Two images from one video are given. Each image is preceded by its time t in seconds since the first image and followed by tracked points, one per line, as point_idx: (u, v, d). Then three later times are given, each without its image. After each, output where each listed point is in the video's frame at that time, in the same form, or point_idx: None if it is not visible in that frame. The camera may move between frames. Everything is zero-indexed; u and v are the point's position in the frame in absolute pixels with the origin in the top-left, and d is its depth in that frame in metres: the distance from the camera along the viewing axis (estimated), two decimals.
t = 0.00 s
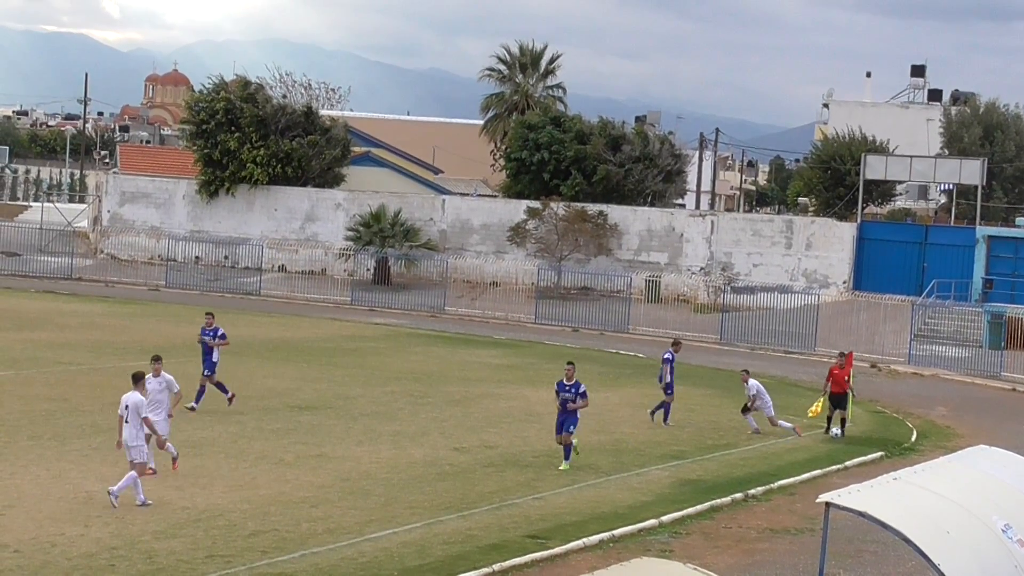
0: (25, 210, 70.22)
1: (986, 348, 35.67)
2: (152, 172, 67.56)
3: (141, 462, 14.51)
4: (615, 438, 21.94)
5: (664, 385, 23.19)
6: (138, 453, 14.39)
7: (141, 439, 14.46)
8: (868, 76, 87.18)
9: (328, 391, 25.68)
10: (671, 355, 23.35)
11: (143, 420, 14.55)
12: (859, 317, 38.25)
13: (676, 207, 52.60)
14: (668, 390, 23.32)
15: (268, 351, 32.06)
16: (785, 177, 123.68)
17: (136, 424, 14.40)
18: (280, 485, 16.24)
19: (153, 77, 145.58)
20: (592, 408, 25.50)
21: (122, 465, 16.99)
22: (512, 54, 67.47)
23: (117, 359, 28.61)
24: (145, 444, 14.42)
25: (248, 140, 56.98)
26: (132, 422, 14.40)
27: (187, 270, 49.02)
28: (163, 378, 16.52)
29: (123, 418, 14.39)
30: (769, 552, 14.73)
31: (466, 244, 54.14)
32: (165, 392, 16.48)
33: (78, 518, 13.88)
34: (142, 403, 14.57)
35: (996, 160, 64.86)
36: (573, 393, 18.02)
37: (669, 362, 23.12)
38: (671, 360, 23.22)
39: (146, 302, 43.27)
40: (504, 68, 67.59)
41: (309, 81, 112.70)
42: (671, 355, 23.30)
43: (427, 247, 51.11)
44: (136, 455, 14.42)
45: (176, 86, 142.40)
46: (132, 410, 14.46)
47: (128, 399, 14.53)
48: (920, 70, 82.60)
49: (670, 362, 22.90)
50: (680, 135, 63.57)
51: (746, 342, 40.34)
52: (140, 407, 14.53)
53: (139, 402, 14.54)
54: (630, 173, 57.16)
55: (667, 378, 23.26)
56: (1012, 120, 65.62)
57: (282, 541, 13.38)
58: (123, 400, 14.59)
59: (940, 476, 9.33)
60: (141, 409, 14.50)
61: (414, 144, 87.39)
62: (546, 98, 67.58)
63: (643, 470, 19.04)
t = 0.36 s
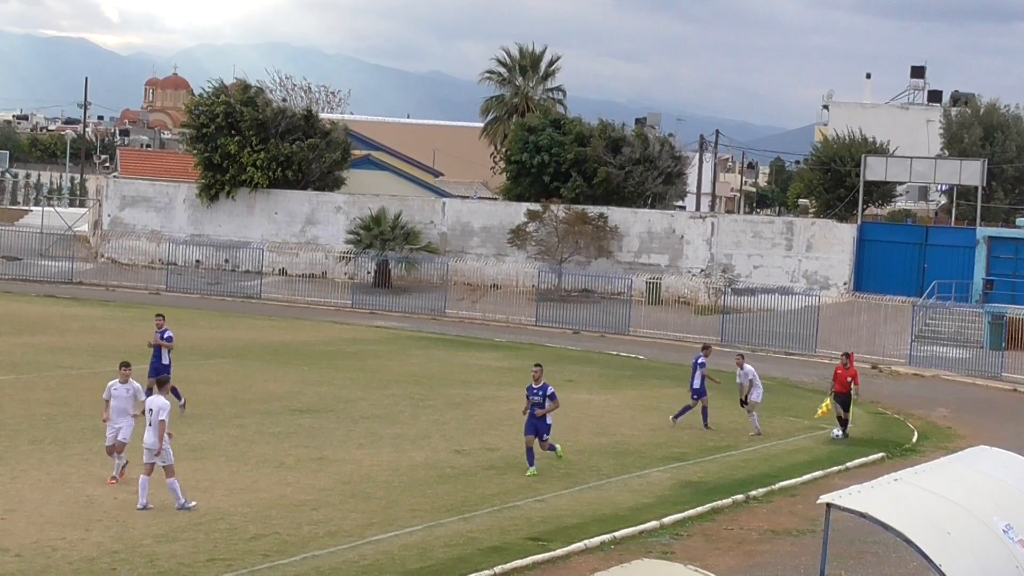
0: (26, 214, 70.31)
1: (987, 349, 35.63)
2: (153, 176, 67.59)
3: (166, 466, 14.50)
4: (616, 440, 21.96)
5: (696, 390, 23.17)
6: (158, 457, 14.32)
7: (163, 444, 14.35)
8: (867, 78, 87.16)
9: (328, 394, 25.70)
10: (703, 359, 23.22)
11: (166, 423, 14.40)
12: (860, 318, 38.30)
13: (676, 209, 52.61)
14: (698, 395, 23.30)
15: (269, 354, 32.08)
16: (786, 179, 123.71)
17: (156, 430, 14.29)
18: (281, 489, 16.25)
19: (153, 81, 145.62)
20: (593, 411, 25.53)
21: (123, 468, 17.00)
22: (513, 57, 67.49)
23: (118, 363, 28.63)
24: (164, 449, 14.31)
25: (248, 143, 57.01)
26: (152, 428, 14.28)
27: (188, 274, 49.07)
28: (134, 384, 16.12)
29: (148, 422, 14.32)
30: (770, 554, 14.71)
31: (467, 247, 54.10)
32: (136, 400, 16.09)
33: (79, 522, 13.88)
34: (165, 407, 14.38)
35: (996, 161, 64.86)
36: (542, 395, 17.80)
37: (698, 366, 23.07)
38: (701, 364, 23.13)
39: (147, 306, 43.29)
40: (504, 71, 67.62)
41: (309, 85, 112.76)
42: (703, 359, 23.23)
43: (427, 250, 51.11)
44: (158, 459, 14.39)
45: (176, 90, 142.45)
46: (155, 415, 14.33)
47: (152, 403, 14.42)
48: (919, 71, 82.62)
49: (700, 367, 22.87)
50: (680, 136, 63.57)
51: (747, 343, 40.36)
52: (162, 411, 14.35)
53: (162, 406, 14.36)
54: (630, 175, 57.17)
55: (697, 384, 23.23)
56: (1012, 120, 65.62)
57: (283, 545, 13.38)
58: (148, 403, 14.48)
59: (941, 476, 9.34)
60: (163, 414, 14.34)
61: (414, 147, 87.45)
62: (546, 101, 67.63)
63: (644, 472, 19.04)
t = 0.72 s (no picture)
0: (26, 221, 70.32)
1: (987, 351, 35.67)
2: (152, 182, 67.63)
3: (184, 473, 14.55)
4: (617, 444, 21.97)
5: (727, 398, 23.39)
6: (187, 463, 14.43)
7: (190, 450, 14.50)
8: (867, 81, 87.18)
9: (329, 399, 25.69)
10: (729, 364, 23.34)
11: (193, 430, 14.58)
12: (859, 321, 38.09)
13: (676, 213, 52.63)
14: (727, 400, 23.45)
15: (270, 360, 32.07)
16: (785, 182, 123.70)
17: (183, 435, 14.42)
18: (281, 494, 16.24)
19: (152, 87, 145.68)
20: (594, 415, 25.56)
21: (124, 475, 16.98)
22: (511, 61, 67.52)
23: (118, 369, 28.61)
24: (193, 455, 14.46)
25: (247, 150, 57.04)
26: (181, 433, 14.41)
27: (188, 280, 48.98)
28: (102, 391, 15.83)
29: (172, 428, 14.42)
30: (771, 557, 14.71)
31: (467, 252, 54.12)
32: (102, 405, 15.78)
33: (80, 529, 13.87)
34: (191, 413, 14.54)
35: (996, 163, 64.87)
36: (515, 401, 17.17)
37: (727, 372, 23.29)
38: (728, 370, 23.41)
39: (147, 313, 43.27)
40: (503, 76, 67.64)
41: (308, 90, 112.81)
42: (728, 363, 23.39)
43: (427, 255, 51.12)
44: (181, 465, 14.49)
45: (175, 96, 142.49)
46: (183, 421, 14.46)
47: (178, 408, 14.56)
48: (918, 74, 82.67)
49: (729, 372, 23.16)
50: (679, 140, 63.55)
51: (748, 347, 40.38)
52: (191, 418, 14.51)
53: (190, 413, 14.51)
54: (630, 179, 57.21)
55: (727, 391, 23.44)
56: (1011, 123, 65.65)
57: (285, 551, 13.37)
58: (172, 408, 14.63)
59: (942, 478, 9.34)
60: (192, 420, 14.51)
61: (414, 152, 87.51)
62: (544, 105, 67.68)
63: (645, 476, 19.03)
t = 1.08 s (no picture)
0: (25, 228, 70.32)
1: (987, 354, 35.67)
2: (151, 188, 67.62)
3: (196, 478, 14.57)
4: (616, 448, 21.97)
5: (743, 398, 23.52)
6: (202, 468, 14.44)
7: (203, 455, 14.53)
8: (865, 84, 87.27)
9: (328, 405, 25.68)
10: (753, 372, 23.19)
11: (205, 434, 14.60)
12: (859, 324, 38.09)
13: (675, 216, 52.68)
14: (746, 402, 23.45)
15: (269, 365, 32.05)
16: (783, 186, 123.74)
17: (198, 440, 14.45)
18: (281, 500, 16.24)
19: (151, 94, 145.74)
20: (594, 419, 25.58)
21: (122, 481, 16.97)
22: (509, 66, 67.55)
23: (116, 376, 28.57)
24: (207, 460, 14.47)
25: (245, 155, 56.98)
26: (195, 437, 14.43)
27: (185, 286, 49.02)
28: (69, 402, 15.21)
29: (185, 433, 14.42)
30: (772, 561, 14.71)
31: (466, 256, 54.16)
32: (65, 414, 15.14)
33: (79, 535, 13.86)
34: (205, 418, 14.57)
35: (994, 166, 64.88)
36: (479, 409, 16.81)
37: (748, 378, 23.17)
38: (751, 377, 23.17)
39: (146, 319, 43.20)
40: (501, 80, 67.68)
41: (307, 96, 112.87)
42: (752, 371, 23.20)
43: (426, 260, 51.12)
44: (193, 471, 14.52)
45: (174, 103, 142.62)
46: (196, 426, 14.47)
47: (190, 414, 14.55)
48: (915, 77, 82.68)
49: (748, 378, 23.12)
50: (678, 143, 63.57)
51: (747, 351, 40.33)
52: (204, 422, 14.53)
53: (202, 418, 14.53)
54: (629, 183, 57.22)
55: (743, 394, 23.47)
56: (1010, 125, 65.65)
57: (284, 556, 13.36)
58: (183, 413, 14.63)
59: (942, 480, 9.35)
60: (205, 425, 14.53)
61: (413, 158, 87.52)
62: (543, 110, 67.69)
63: (645, 480, 19.02)
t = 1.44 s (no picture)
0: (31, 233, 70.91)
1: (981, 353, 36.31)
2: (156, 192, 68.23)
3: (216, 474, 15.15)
4: (615, 448, 22.50)
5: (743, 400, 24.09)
6: (217, 465, 15.05)
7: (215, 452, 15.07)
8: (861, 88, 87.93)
9: (332, 406, 26.22)
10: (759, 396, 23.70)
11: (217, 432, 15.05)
12: (855, 324, 39.09)
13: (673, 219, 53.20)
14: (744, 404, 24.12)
15: (274, 367, 32.60)
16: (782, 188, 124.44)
17: (211, 440, 14.94)
18: (286, 500, 16.77)
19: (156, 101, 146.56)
20: (594, 419, 26.12)
21: (130, 482, 17.50)
22: (510, 71, 68.12)
23: (123, 378, 29.09)
24: (219, 457, 15.02)
25: (250, 160, 57.53)
26: (207, 437, 14.91)
27: (193, 289, 49.36)
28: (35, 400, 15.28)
29: (197, 433, 14.90)
30: (770, 558, 15.24)
31: (467, 259, 54.68)
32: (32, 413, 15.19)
33: (87, 535, 14.39)
34: (216, 417, 14.97)
35: (988, 168, 65.51)
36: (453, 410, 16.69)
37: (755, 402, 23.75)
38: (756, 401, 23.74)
39: (152, 322, 43.75)
40: (502, 86, 68.23)
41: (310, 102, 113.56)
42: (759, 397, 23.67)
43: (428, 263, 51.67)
44: (210, 468, 15.08)
45: (179, 109, 143.46)
46: (206, 426, 14.91)
47: (201, 414, 14.97)
48: (911, 81, 83.27)
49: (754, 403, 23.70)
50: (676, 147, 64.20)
51: (745, 351, 40.69)
52: (214, 421, 14.94)
53: (213, 417, 14.94)
54: (628, 186, 57.79)
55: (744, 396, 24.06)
56: (1002, 128, 66.29)
57: (289, 555, 13.88)
58: (196, 413, 15.06)
59: (937, 479, 9.87)
60: (216, 424, 14.95)
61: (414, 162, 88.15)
62: (543, 114, 68.25)
63: (645, 479, 19.55)
